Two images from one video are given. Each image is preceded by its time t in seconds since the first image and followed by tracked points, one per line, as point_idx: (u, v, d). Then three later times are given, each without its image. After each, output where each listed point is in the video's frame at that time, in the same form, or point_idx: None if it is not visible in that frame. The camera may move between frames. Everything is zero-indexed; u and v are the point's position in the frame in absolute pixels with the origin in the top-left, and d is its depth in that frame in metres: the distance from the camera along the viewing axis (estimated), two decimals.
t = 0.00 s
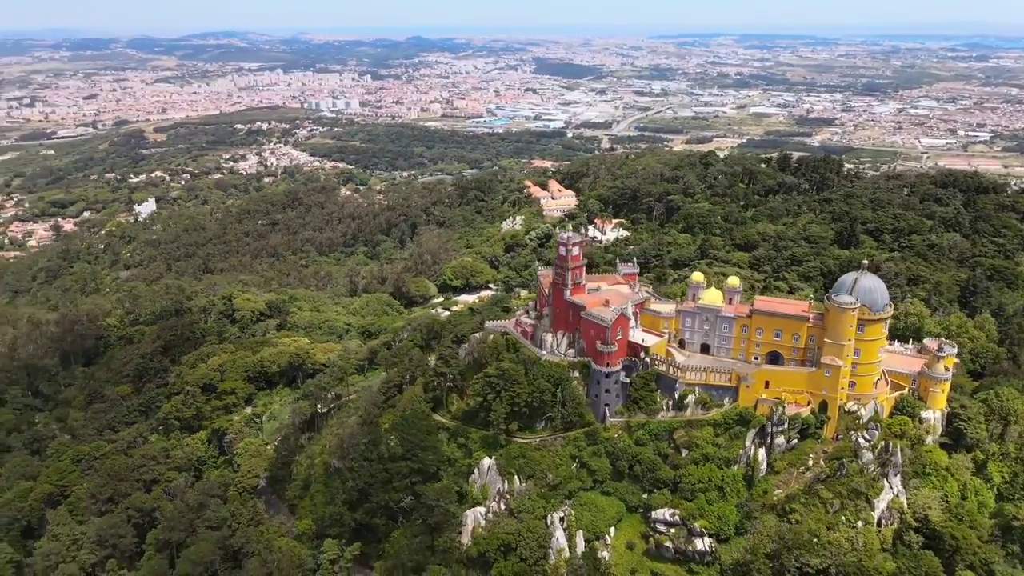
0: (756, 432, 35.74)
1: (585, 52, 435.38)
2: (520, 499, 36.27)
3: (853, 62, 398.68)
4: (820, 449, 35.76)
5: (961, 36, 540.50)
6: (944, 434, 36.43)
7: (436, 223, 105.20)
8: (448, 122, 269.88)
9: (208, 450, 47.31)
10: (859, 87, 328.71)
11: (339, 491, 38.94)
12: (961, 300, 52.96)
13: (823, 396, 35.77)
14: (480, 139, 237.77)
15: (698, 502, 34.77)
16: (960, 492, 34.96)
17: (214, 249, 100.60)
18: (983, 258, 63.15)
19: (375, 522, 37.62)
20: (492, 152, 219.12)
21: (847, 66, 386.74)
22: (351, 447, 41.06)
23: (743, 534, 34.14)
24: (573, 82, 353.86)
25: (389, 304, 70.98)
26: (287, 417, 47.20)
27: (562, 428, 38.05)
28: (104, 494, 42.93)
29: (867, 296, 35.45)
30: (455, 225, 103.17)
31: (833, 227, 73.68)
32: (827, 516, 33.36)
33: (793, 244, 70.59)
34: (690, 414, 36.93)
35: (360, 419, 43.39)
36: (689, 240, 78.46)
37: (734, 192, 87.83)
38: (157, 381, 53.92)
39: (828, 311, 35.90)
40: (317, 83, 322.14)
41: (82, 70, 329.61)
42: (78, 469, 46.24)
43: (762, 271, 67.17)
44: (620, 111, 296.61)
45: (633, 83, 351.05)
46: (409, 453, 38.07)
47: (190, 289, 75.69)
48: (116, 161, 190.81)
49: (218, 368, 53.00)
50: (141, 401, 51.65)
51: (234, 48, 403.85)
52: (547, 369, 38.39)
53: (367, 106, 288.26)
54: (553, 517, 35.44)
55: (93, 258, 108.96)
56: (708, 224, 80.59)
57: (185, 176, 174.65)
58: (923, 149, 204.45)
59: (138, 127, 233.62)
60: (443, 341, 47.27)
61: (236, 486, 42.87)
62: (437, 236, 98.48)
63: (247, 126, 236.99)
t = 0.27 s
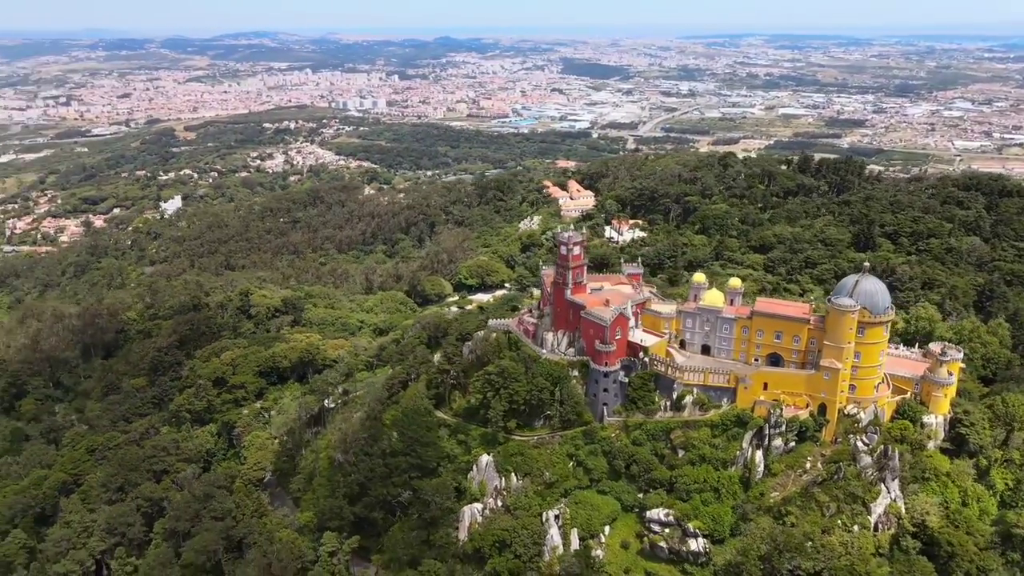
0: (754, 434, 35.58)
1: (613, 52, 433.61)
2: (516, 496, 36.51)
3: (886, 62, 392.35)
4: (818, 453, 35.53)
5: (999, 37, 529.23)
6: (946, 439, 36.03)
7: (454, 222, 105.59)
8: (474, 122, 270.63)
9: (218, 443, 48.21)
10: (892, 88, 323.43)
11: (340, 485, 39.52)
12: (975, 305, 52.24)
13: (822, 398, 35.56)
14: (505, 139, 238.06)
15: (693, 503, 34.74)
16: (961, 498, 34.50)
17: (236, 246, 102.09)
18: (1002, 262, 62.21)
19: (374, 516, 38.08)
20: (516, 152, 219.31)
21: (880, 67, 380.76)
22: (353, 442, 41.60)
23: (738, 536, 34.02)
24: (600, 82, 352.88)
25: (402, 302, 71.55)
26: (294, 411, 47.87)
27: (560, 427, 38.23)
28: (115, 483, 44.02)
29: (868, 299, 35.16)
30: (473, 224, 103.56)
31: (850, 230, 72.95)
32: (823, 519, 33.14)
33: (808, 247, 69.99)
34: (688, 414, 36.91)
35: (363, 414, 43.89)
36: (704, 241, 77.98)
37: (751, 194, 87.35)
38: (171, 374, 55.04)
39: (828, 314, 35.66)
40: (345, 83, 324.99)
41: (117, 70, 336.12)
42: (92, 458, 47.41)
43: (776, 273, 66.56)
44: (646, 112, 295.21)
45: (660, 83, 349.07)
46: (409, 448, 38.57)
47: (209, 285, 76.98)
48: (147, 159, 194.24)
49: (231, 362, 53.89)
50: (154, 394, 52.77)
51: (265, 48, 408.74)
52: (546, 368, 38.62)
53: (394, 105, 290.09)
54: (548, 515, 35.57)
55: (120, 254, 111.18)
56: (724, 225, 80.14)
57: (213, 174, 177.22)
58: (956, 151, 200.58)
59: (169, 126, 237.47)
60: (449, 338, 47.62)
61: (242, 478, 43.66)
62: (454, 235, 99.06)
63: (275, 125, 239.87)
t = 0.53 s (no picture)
0: (751, 435, 35.42)
1: (641, 53, 431.34)
2: (513, 493, 36.75)
3: (920, 63, 385.40)
4: (816, 455, 35.27)
5: None
6: (947, 444, 35.61)
7: (473, 222, 105.91)
8: (499, 122, 271.01)
9: (228, 436, 49.04)
10: (925, 89, 317.73)
11: (341, 478, 40.11)
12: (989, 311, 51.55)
13: (821, 401, 35.32)
14: (530, 140, 237.97)
15: (688, 503, 34.73)
16: (961, 505, 34.07)
17: (257, 244, 103.45)
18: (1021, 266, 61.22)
19: (372, 510, 38.54)
20: (540, 153, 219.19)
21: (914, 67, 374.16)
22: (355, 438, 42.06)
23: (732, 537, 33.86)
24: (627, 83, 351.40)
25: (416, 300, 71.98)
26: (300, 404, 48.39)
27: (558, 426, 38.41)
28: (125, 473, 45.08)
29: (870, 301, 34.90)
30: (491, 223, 103.78)
31: (868, 233, 72.16)
32: (820, 523, 32.89)
33: (824, 249, 69.30)
34: (686, 415, 36.88)
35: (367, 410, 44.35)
36: (720, 243, 77.43)
37: (770, 195, 86.75)
38: (184, 368, 56.06)
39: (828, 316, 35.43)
40: (372, 83, 327.43)
41: (151, 70, 342.10)
42: (105, 448, 48.51)
43: (791, 275, 65.97)
44: (673, 113, 293.36)
45: (688, 84, 346.63)
46: (408, 444, 39.01)
47: (227, 281, 78.12)
48: (176, 157, 197.38)
49: (242, 356, 54.58)
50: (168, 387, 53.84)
51: (295, 48, 413.08)
52: (545, 367, 38.77)
53: (421, 105, 291.51)
54: (544, 512, 35.78)
55: (146, 250, 113.23)
56: (741, 227, 79.56)
57: (240, 172, 179.53)
58: (990, 154, 196.42)
59: (199, 124, 241.17)
60: (455, 336, 47.86)
61: (248, 470, 44.34)
62: (472, 234, 99.46)
63: (302, 124, 242.44)
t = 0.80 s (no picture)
0: (747, 437, 35.34)
1: (669, 54, 428.85)
2: (510, 490, 37.03)
3: (956, 64, 378.31)
4: (813, 458, 35.06)
5: None
6: (949, 450, 35.20)
7: (492, 221, 106.33)
8: (525, 123, 271.30)
9: (237, 429, 49.91)
10: (960, 91, 311.77)
11: (343, 472, 40.70)
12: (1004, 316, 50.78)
13: (819, 404, 35.15)
14: (555, 140, 237.80)
15: (683, 503, 34.71)
16: (960, 511, 33.66)
17: (278, 241, 104.82)
18: None
19: (372, 504, 39.05)
20: (565, 153, 219.00)
21: (949, 69, 367.35)
22: (358, 433, 42.64)
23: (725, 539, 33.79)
24: (655, 84, 349.72)
25: (428, 298, 72.39)
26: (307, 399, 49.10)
27: (557, 424, 38.61)
28: (136, 463, 46.11)
29: (870, 304, 34.66)
30: (509, 222, 104.13)
31: (886, 236, 71.33)
32: (814, 526, 32.69)
33: (840, 252, 68.65)
34: (683, 416, 36.91)
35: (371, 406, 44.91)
36: (736, 245, 77.01)
37: (788, 197, 86.11)
38: (198, 362, 57.15)
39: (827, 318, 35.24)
40: (400, 83, 329.68)
41: (183, 69, 347.76)
42: (119, 439, 49.60)
43: (805, 278, 65.41)
44: (700, 114, 291.28)
45: (716, 85, 343.94)
46: (407, 440, 39.47)
47: (246, 277, 79.39)
48: (205, 156, 200.51)
49: (254, 351, 55.51)
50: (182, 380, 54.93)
51: (325, 48, 417.21)
52: (544, 366, 39.00)
53: (447, 105, 292.89)
54: (540, 510, 36.00)
55: (171, 246, 115.32)
56: (758, 229, 79.05)
57: (266, 171, 181.94)
58: None
59: (229, 123, 244.74)
60: (460, 333, 48.25)
61: (254, 462, 45.14)
62: (489, 234, 99.94)
63: (329, 123, 244.82)
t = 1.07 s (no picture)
0: (744, 438, 35.26)
1: (698, 54, 425.67)
2: (507, 487, 37.32)
3: (993, 65, 370.62)
4: (810, 461, 34.86)
5: None
6: (949, 454, 34.82)
7: (509, 220, 106.51)
8: (550, 122, 271.15)
9: (247, 422, 50.80)
10: (996, 92, 305.47)
11: (345, 465, 41.30)
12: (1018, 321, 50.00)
13: (817, 406, 34.99)
14: (580, 140, 237.25)
15: (677, 503, 34.73)
16: (958, 517, 33.33)
17: (299, 238, 106.05)
18: None
19: (372, 497, 39.60)
20: (589, 153, 218.48)
21: (986, 69, 360.00)
22: (361, 428, 43.20)
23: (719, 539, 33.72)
24: (682, 84, 347.54)
25: (441, 295, 72.80)
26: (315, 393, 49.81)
27: (555, 422, 38.82)
28: (148, 453, 47.19)
29: (869, 306, 34.40)
30: (526, 221, 104.26)
31: (904, 238, 70.46)
32: (808, 528, 32.52)
33: (856, 254, 67.93)
34: (680, 415, 36.96)
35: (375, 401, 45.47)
36: (752, 246, 76.46)
37: (807, 198, 85.39)
38: (212, 356, 58.23)
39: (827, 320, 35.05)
40: (426, 82, 331.35)
41: (214, 68, 352.74)
42: (132, 429, 50.68)
43: (819, 281, 64.79)
44: (728, 114, 288.76)
45: (745, 85, 340.76)
46: (408, 435, 39.93)
47: (264, 274, 80.55)
48: (233, 154, 203.33)
49: (266, 345, 56.43)
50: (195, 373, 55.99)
51: (354, 48, 420.62)
52: (543, 364, 39.24)
53: (473, 105, 293.76)
54: (535, 507, 36.22)
55: (196, 242, 117.21)
56: (775, 231, 78.41)
57: (292, 169, 184.04)
58: None
59: (257, 122, 247.80)
60: (466, 330, 48.64)
61: (261, 454, 45.97)
62: (507, 233, 100.20)
63: (355, 122, 246.80)
